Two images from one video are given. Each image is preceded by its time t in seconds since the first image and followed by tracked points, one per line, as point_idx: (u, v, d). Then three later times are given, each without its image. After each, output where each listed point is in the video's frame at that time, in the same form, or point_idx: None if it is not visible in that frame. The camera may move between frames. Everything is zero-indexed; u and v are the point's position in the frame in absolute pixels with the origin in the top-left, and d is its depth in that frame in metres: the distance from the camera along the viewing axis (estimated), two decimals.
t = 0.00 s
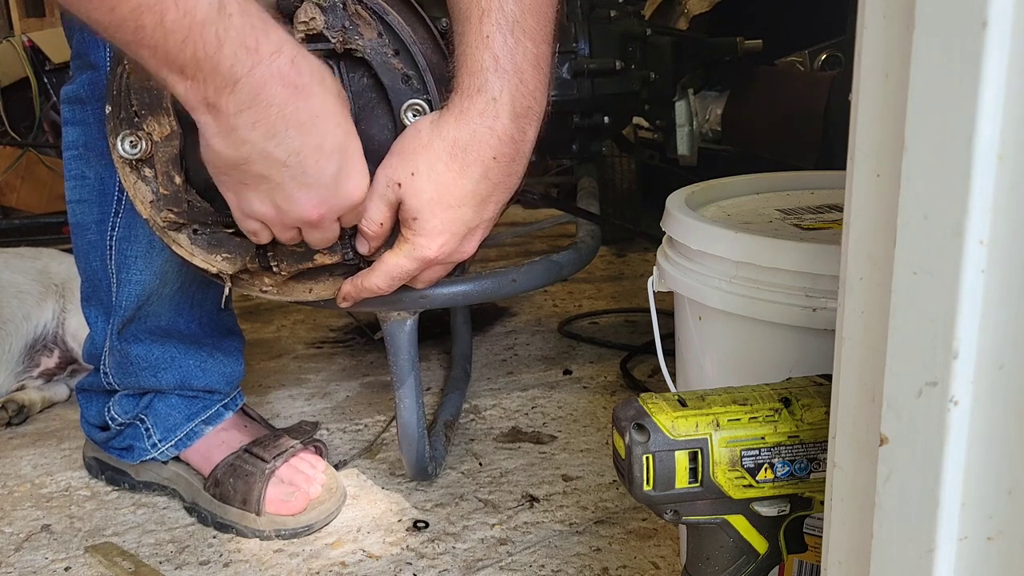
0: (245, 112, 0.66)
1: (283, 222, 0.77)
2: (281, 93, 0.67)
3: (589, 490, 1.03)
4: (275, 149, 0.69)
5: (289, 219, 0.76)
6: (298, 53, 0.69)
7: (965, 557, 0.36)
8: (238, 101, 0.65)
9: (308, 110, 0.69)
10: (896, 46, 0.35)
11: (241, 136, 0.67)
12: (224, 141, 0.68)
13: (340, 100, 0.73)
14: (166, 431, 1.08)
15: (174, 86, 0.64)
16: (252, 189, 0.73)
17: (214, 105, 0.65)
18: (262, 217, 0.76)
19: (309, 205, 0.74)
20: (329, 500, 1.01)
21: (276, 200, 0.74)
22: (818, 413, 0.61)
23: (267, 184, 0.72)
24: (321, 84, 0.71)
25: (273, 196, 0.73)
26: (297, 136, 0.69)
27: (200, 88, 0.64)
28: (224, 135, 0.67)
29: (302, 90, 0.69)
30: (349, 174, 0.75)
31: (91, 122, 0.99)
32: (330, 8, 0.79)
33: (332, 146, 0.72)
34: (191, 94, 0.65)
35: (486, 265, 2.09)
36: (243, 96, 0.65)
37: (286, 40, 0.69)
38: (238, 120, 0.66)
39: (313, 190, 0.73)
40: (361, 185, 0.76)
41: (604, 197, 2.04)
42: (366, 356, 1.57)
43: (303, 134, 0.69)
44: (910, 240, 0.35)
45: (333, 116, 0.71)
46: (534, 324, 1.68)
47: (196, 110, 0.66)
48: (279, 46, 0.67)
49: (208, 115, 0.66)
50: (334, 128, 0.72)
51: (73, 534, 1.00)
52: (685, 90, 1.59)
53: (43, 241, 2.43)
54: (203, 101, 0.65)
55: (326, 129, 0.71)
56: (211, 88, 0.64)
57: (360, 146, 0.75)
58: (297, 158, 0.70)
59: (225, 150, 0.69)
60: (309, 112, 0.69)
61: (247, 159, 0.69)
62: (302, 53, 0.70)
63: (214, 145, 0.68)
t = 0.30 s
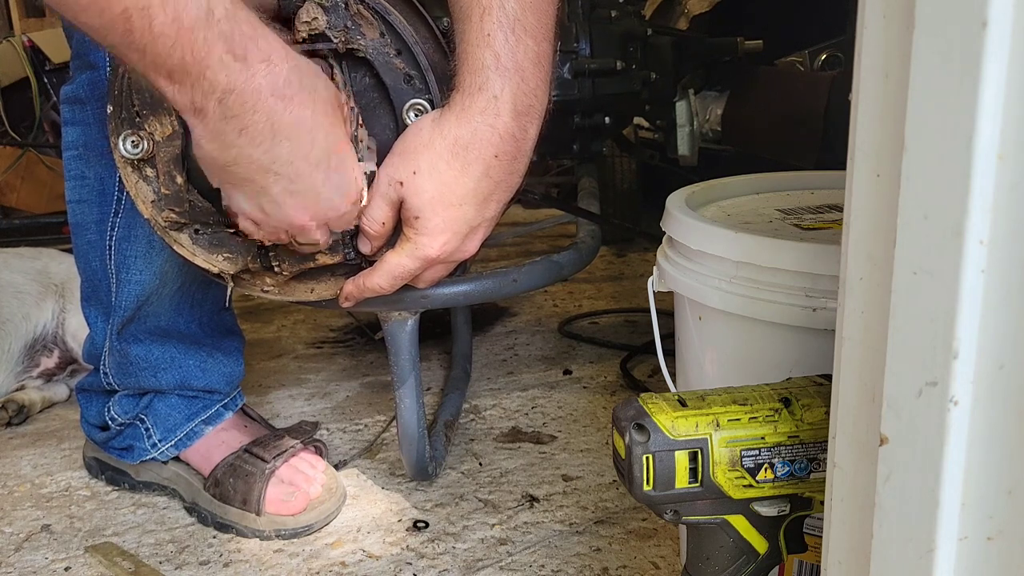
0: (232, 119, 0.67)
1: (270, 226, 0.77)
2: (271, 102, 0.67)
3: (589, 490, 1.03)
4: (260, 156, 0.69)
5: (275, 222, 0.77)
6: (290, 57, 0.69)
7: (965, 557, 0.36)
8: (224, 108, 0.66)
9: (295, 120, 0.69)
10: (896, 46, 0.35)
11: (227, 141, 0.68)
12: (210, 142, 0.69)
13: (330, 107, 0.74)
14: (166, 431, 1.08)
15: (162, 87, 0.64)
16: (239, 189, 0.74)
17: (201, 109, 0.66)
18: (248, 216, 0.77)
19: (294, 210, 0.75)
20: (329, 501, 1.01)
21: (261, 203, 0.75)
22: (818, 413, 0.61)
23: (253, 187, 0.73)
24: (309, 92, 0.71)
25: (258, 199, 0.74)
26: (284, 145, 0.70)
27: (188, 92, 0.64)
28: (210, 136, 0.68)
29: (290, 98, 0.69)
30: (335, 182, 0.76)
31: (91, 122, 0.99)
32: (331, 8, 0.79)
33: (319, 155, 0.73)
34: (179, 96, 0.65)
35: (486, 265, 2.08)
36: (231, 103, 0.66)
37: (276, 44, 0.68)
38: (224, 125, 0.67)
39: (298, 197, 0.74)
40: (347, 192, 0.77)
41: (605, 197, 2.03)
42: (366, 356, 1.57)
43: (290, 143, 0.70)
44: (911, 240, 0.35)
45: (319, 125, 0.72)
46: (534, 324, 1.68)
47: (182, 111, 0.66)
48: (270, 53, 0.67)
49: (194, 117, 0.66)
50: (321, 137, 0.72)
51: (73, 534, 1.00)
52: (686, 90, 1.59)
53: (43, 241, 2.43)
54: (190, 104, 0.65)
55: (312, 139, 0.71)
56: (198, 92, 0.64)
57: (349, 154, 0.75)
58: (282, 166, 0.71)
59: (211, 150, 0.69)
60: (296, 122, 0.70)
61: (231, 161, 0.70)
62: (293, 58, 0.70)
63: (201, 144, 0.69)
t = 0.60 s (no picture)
0: (255, 100, 0.67)
1: (289, 216, 0.77)
2: (292, 81, 0.68)
3: (589, 490, 1.03)
4: (283, 137, 0.69)
5: (296, 212, 0.76)
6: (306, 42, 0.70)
7: (965, 557, 0.36)
8: (248, 89, 0.66)
9: (317, 98, 0.70)
10: (896, 46, 0.35)
11: (250, 125, 0.68)
12: (232, 132, 0.68)
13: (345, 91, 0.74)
14: (166, 431, 1.08)
15: (182, 77, 0.64)
16: (260, 181, 0.73)
17: (224, 94, 0.65)
18: (268, 211, 0.76)
19: (315, 195, 0.75)
20: (329, 501, 1.01)
21: (283, 192, 0.74)
22: (818, 413, 0.61)
23: (275, 175, 0.72)
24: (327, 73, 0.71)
25: (280, 188, 0.73)
26: (306, 124, 0.70)
27: (211, 77, 0.64)
28: (233, 124, 0.67)
29: (311, 77, 0.69)
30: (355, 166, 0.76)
31: (90, 122, 0.99)
32: (330, 8, 0.79)
33: (341, 135, 0.73)
34: (200, 84, 0.65)
35: (486, 265, 2.08)
36: (255, 83, 0.66)
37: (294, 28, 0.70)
38: (247, 109, 0.67)
39: (320, 180, 0.74)
40: (366, 176, 0.77)
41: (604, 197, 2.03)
42: (366, 356, 1.57)
43: (312, 122, 0.70)
44: (911, 239, 0.35)
45: (339, 104, 0.72)
46: (534, 324, 1.68)
47: (204, 100, 0.66)
48: (289, 34, 0.68)
49: (217, 105, 0.66)
50: (341, 117, 0.72)
51: (73, 534, 1.00)
52: (686, 91, 1.59)
53: (43, 241, 2.42)
54: (213, 90, 0.65)
55: (333, 117, 0.71)
56: (223, 75, 0.64)
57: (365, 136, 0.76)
58: (305, 146, 0.71)
59: (233, 140, 0.69)
60: (318, 100, 0.70)
61: (254, 148, 0.69)
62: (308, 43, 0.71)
63: (222, 137, 0.69)
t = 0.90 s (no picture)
0: (258, 104, 0.67)
1: (293, 218, 0.76)
2: (295, 84, 0.67)
3: (589, 490, 1.03)
4: (287, 141, 0.69)
5: (302, 215, 0.76)
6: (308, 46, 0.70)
7: (965, 557, 0.36)
8: (251, 93, 0.66)
9: (320, 102, 0.69)
10: (896, 46, 0.35)
11: (254, 128, 0.68)
12: (237, 136, 0.68)
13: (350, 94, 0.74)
14: (166, 431, 1.08)
15: (186, 82, 0.64)
16: (264, 185, 0.73)
17: (228, 98, 0.65)
18: (272, 214, 0.76)
19: (320, 198, 0.74)
20: (329, 500, 1.01)
21: (287, 195, 0.73)
22: (818, 413, 0.61)
23: (280, 178, 0.72)
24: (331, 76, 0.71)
25: (284, 192, 0.73)
26: (309, 128, 0.69)
27: (215, 81, 0.64)
28: (237, 127, 0.67)
29: (313, 80, 0.69)
30: (359, 169, 0.75)
31: (90, 122, 0.99)
32: (331, 8, 0.79)
33: (345, 138, 0.72)
34: (204, 89, 0.65)
35: (486, 265, 2.08)
36: (257, 87, 0.66)
37: (297, 32, 0.69)
38: (251, 112, 0.67)
39: (325, 183, 0.73)
40: (369, 179, 0.76)
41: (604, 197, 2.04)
42: (366, 356, 1.57)
43: (316, 126, 0.69)
44: (911, 239, 0.35)
45: (344, 107, 0.71)
46: (534, 324, 1.68)
47: (208, 105, 0.66)
48: (291, 38, 0.68)
49: (221, 109, 0.66)
50: (345, 121, 0.72)
51: (73, 534, 1.00)
52: (686, 90, 1.59)
53: (42, 241, 2.42)
54: (216, 94, 0.65)
55: (337, 120, 0.71)
56: (226, 79, 0.64)
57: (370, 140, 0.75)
58: (309, 150, 0.70)
59: (238, 145, 0.69)
60: (321, 104, 0.69)
61: (258, 153, 0.69)
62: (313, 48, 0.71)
63: (226, 141, 0.68)
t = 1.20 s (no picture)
0: (257, 100, 0.66)
1: (293, 215, 0.76)
2: (293, 80, 0.67)
3: (589, 490, 1.03)
4: (286, 137, 0.69)
5: (300, 212, 0.76)
6: (307, 43, 0.70)
7: (964, 557, 0.36)
8: (250, 88, 0.66)
9: (318, 98, 0.69)
10: (896, 46, 0.35)
11: (253, 124, 0.67)
12: (235, 131, 0.68)
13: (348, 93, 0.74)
14: (166, 431, 1.08)
15: (185, 77, 0.64)
16: (262, 181, 0.73)
17: (226, 94, 0.65)
18: (270, 211, 0.76)
19: (319, 195, 0.74)
20: (329, 500, 1.01)
21: (285, 192, 0.73)
22: (818, 413, 0.61)
23: (278, 175, 0.71)
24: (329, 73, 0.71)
25: (282, 188, 0.73)
26: (309, 125, 0.69)
27: (213, 77, 0.64)
28: (236, 124, 0.67)
29: (311, 76, 0.69)
30: (358, 166, 0.75)
31: (90, 122, 0.99)
32: (329, 8, 0.79)
33: (344, 135, 0.72)
34: (202, 86, 0.65)
35: (486, 265, 2.09)
36: (258, 82, 0.66)
37: (296, 29, 0.69)
38: (250, 108, 0.66)
39: (323, 180, 0.73)
40: (369, 175, 0.76)
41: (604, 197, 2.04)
42: (366, 356, 1.57)
43: (314, 122, 0.69)
44: (911, 239, 0.35)
45: (342, 104, 0.71)
46: (534, 324, 1.68)
47: (206, 100, 0.66)
48: (289, 34, 0.68)
49: (220, 105, 0.66)
50: (344, 118, 0.72)
51: (73, 534, 1.00)
52: (686, 90, 1.59)
53: (42, 241, 2.42)
54: (215, 90, 0.65)
55: (336, 117, 0.71)
56: (225, 75, 0.64)
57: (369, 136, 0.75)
58: (308, 146, 0.70)
59: (236, 141, 0.68)
60: (320, 100, 0.69)
61: (257, 148, 0.69)
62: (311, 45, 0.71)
63: (224, 136, 0.68)
